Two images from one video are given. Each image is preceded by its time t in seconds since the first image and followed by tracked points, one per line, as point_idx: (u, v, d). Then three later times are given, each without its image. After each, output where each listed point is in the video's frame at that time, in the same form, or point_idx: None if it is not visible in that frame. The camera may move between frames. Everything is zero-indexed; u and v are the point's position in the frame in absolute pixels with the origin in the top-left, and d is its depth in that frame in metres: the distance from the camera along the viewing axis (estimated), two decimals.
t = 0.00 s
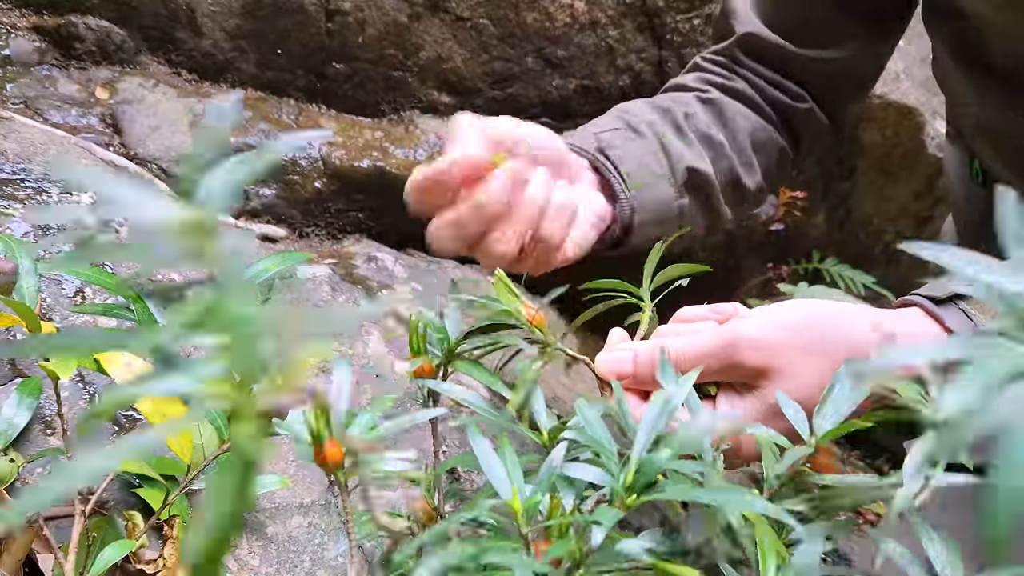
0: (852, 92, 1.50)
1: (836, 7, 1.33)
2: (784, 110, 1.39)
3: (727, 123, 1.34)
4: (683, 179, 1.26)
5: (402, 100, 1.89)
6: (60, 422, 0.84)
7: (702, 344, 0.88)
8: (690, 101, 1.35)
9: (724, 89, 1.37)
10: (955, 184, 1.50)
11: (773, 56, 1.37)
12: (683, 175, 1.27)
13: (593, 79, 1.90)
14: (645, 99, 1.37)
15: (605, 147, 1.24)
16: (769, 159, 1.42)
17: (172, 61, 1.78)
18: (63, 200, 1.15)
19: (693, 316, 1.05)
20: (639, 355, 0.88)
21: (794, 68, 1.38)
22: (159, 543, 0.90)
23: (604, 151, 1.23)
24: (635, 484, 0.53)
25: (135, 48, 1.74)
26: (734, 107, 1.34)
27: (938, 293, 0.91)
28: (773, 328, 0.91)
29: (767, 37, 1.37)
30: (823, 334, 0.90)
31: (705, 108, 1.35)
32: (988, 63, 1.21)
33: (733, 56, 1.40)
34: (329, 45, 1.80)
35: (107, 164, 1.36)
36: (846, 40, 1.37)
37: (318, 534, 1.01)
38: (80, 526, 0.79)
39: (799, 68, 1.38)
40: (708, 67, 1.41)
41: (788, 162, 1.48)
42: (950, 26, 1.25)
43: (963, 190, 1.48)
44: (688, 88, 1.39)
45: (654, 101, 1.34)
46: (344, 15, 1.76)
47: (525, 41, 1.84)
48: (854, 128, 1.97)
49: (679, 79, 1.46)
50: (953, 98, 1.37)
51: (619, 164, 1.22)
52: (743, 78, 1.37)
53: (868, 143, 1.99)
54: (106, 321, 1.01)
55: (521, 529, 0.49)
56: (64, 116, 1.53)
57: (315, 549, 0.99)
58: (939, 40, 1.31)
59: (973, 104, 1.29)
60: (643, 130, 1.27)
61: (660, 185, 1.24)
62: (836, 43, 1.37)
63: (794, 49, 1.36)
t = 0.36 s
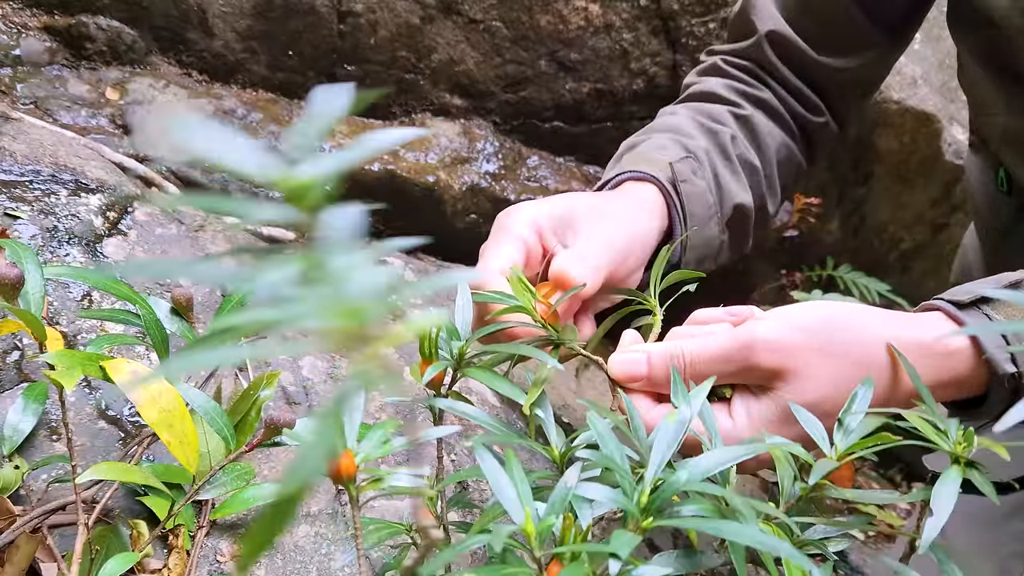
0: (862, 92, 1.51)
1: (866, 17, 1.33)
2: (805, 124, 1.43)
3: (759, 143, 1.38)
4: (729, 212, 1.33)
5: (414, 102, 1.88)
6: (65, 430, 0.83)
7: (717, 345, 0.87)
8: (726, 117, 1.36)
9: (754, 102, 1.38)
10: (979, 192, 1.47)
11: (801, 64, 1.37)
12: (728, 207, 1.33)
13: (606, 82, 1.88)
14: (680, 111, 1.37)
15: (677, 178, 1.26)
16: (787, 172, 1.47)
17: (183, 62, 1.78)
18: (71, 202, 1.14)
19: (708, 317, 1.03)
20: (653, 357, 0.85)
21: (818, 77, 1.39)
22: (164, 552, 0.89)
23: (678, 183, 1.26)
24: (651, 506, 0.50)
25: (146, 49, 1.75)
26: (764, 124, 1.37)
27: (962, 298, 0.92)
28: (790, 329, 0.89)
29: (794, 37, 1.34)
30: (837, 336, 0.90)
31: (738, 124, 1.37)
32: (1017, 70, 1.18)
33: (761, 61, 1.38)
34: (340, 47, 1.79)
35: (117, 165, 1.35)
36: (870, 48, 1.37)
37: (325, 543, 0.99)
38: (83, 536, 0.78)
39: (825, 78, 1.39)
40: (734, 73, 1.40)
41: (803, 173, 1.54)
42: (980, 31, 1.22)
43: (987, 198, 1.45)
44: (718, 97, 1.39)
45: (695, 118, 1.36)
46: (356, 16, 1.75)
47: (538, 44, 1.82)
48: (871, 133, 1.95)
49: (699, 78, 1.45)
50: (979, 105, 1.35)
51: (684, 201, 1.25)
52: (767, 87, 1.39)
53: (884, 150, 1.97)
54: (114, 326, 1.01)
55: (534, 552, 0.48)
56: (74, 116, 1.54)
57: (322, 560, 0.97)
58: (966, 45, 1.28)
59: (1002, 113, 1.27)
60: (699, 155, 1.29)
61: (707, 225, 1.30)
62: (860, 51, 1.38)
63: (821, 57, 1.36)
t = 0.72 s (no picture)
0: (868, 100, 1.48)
1: (874, 22, 1.31)
2: (809, 130, 1.39)
3: (760, 147, 1.33)
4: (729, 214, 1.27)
5: (420, 104, 1.88)
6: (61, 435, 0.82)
7: (744, 348, 0.90)
8: (726, 121, 1.32)
9: (756, 107, 1.34)
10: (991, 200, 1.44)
11: (806, 70, 1.34)
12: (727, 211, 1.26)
13: (615, 86, 1.86)
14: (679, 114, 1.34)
15: (673, 184, 1.19)
16: (791, 181, 1.42)
17: (188, 62, 1.78)
18: (73, 203, 1.14)
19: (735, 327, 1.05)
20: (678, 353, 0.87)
21: (823, 84, 1.36)
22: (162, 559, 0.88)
23: (674, 189, 1.19)
24: (638, 517, 0.50)
25: (152, 49, 1.74)
26: (766, 128, 1.33)
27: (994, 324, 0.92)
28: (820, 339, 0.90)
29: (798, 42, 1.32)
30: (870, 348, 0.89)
31: (738, 129, 1.32)
32: None
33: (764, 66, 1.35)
34: (347, 48, 1.79)
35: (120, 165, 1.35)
36: (874, 54, 1.36)
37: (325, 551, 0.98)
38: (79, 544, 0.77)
39: (828, 83, 1.36)
40: (735, 78, 1.37)
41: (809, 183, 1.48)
42: (995, 37, 1.20)
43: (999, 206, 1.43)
44: (719, 103, 1.35)
45: (693, 120, 1.32)
46: (363, 17, 1.74)
47: (546, 47, 1.81)
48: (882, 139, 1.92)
49: (702, 84, 1.42)
50: (994, 113, 1.32)
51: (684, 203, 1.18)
52: (769, 92, 1.36)
53: (895, 155, 1.94)
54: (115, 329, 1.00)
55: None
56: (78, 116, 1.54)
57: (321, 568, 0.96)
58: (981, 50, 1.26)
59: (1015, 120, 1.25)
60: (696, 161, 1.23)
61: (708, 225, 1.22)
62: (864, 57, 1.35)
63: (826, 62, 1.33)
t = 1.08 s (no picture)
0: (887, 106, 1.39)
1: (885, 25, 1.25)
2: (814, 119, 1.30)
3: (748, 120, 1.24)
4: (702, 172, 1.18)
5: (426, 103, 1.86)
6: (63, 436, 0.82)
7: (776, 408, 0.89)
8: (716, 96, 1.26)
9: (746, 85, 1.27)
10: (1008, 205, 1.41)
11: (812, 65, 1.28)
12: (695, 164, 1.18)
13: (622, 87, 1.86)
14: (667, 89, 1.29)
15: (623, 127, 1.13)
16: (789, 165, 1.31)
17: (195, 60, 1.77)
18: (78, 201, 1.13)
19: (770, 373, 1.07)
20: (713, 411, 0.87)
21: (834, 79, 1.29)
22: (162, 560, 0.88)
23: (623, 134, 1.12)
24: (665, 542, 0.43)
25: (158, 46, 1.74)
26: (757, 105, 1.25)
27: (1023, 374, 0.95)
28: (851, 395, 0.88)
29: (804, 39, 1.26)
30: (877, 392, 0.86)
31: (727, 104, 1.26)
32: None
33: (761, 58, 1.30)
34: (353, 47, 1.78)
35: (124, 163, 1.35)
36: (892, 50, 1.27)
37: (327, 553, 0.97)
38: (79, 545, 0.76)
39: (845, 79, 1.29)
40: (729, 67, 1.33)
41: (811, 171, 1.37)
42: (1012, 40, 1.19)
43: (1012, 211, 1.41)
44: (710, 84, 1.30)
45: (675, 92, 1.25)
46: (370, 17, 1.74)
47: (553, 47, 1.80)
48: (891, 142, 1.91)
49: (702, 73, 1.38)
50: (1009, 117, 1.30)
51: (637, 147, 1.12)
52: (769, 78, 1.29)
53: (904, 159, 1.93)
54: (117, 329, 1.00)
55: None
56: (83, 113, 1.54)
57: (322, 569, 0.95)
58: (997, 54, 1.24)
59: None
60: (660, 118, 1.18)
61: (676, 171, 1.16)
62: (884, 52, 1.27)
63: (839, 56, 1.26)
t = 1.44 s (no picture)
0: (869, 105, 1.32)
1: (882, 18, 1.18)
2: (789, 127, 1.19)
3: (705, 155, 1.11)
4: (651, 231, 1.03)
5: (436, 102, 1.87)
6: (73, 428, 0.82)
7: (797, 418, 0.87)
8: (671, 122, 1.10)
9: (712, 100, 1.15)
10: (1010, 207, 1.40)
11: (799, 56, 1.18)
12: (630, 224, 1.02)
13: (631, 86, 1.86)
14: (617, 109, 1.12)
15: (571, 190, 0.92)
16: (740, 188, 1.21)
17: (205, 56, 1.78)
18: (88, 194, 1.14)
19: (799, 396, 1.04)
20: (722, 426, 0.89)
21: (824, 70, 1.19)
22: (169, 553, 0.88)
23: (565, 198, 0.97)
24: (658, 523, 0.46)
25: (169, 42, 1.74)
26: (717, 135, 1.12)
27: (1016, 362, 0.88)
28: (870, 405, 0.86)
29: (801, 28, 1.16)
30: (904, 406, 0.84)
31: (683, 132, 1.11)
32: None
33: (749, 58, 1.18)
34: (363, 44, 1.78)
35: (135, 158, 1.36)
36: (886, 39, 1.20)
37: (333, 549, 0.97)
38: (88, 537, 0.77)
39: (836, 70, 1.19)
40: (696, 72, 1.19)
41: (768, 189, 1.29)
42: None
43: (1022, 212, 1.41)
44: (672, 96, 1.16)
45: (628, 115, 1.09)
46: (380, 13, 1.74)
47: (563, 45, 1.80)
48: (899, 143, 1.90)
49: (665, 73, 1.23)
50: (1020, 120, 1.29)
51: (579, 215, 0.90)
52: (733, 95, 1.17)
53: (913, 160, 1.92)
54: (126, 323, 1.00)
55: None
56: (95, 108, 1.55)
57: (329, 565, 0.95)
58: (1009, 57, 1.23)
59: None
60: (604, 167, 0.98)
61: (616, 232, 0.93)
62: (880, 41, 1.20)
63: (836, 47, 1.17)
